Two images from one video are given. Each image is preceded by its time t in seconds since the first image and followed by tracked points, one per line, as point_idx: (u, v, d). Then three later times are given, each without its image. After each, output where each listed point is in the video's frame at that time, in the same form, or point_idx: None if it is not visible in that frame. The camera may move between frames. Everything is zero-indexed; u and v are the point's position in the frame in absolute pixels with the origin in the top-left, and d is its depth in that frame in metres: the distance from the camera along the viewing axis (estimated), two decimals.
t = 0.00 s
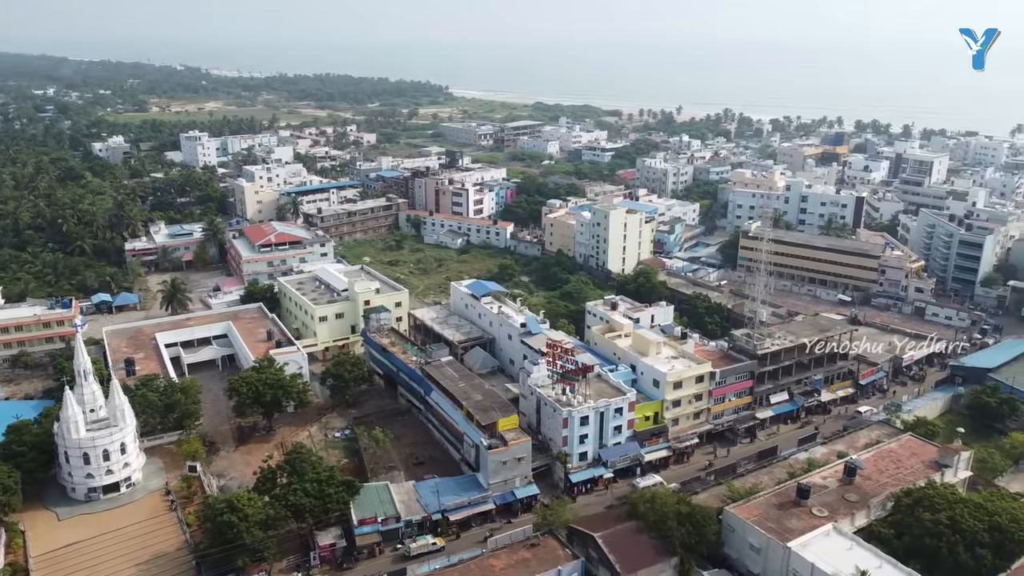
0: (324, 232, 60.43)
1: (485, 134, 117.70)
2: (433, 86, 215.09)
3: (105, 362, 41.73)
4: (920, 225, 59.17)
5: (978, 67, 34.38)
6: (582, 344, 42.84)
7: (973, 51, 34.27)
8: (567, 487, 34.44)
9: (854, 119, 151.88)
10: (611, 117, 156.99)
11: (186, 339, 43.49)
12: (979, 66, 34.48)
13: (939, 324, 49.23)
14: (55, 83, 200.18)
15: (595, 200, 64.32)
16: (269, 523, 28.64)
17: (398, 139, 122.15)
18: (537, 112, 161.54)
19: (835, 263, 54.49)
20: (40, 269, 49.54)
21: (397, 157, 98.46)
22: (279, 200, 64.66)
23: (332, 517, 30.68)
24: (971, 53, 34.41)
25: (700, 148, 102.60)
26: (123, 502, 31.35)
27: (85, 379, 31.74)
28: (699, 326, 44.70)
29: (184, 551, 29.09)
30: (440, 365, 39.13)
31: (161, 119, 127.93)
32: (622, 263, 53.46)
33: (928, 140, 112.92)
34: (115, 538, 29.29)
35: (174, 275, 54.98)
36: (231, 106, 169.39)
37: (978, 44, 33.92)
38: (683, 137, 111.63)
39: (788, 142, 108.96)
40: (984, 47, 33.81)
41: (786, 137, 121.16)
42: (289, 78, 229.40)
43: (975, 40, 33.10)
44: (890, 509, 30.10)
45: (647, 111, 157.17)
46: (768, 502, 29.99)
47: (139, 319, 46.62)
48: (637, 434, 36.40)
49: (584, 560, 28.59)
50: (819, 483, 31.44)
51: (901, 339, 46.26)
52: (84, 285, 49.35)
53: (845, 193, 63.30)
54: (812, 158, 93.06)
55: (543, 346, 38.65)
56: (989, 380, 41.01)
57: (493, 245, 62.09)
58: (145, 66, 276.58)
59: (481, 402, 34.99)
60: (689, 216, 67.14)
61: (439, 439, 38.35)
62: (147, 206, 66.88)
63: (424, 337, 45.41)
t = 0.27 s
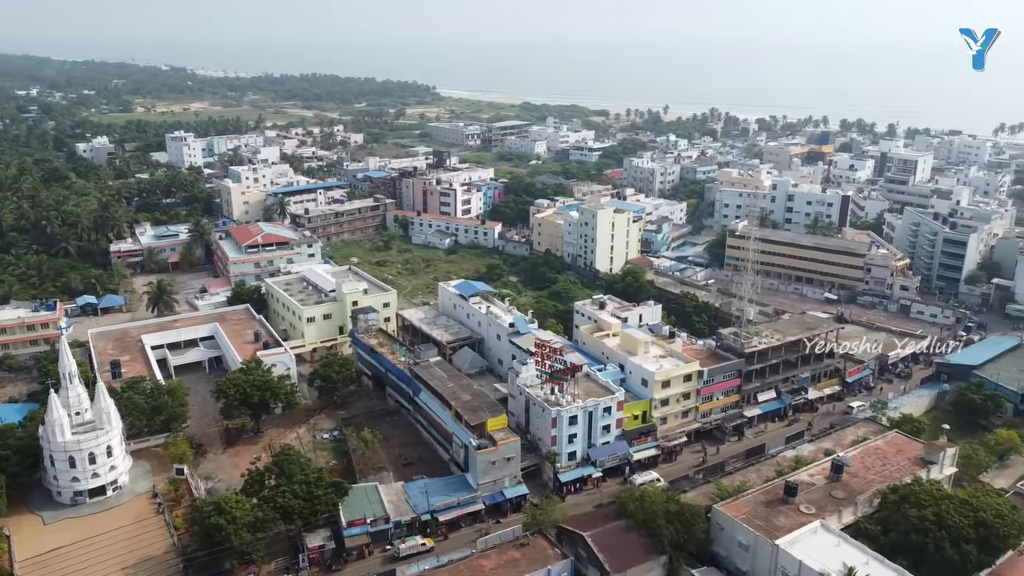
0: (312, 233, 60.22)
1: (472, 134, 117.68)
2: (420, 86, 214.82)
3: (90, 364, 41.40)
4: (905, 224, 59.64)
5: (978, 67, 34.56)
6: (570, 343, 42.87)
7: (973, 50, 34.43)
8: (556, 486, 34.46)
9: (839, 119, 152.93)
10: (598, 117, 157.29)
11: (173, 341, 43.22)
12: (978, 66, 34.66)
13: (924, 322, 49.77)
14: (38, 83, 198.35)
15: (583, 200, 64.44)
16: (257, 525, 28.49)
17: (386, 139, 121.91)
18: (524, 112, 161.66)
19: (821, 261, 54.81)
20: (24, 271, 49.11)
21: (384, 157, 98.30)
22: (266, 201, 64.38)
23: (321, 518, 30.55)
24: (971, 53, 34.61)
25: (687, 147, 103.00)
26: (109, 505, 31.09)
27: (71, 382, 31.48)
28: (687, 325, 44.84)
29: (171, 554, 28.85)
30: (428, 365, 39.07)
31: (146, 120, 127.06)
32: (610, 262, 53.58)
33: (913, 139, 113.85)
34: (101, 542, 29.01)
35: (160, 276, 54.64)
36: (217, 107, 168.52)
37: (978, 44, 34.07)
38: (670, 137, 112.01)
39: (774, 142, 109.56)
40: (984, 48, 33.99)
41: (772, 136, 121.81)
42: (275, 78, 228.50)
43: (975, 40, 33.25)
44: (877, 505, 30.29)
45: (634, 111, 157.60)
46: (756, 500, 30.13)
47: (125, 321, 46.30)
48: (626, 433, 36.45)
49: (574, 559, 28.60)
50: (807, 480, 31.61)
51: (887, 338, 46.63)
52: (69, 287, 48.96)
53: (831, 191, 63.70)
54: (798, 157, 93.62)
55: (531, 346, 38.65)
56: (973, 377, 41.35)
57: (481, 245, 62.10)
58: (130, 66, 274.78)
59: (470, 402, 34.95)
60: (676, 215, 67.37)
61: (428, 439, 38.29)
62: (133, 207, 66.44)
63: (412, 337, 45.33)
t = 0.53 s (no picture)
0: (299, 233, 60.01)
1: (459, 134, 117.62)
2: (408, 86, 214.49)
3: (75, 367, 41.06)
4: (890, 222, 60.11)
5: (979, 67, 34.77)
6: (559, 343, 42.91)
7: (975, 50, 34.68)
8: (545, 486, 34.48)
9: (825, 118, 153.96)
10: (585, 117, 157.59)
11: (159, 343, 42.94)
12: (980, 65, 34.90)
13: (909, 319, 50.15)
14: (21, 83, 196.61)
15: (571, 200, 64.54)
16: (245, 528, 28.31)
17: (373, 139, 121.66)
18: (512, 112, 161.70)
19: (808, 260, 55.10)
20: (8, 273, 48.63)
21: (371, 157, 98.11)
22: (253, 202, 64.10)
23: (309, 521, 30.40)
24: (971, 52, 34.82)
25: (674, 147, 103.35)
26: (95, 509, 30.77)
27: (55, 386, 31.22)
28: (675, 324, 44.99)
29: (159, 558, 28.58)
30: (417, 366, 38.98)
31: (130, 120, 126.21)
32: (598, 262, 53.68)
33: (897, 138, 114.68)
34: (87, 546, 28.73)
35: (146, 278, 54.30)
36: (203, 107, 167.62)
37: (979, 44, 34.32)
38: (657, 136, 112.40)
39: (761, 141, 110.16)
40: (985, 47, 34.20)
41: (759, 135, 122.45)
42: (261, 78, 227.43)
43: (976, 40, 33.53)
44: (863, 502, 30.47)
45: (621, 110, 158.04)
46: (744, 498, 30.24)
47: (110, 324, 45.97)
48: (614, 433, 36.51)
49: (563, 558, 28.60)
50: (794, 478, 31.77)
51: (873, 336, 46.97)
52: (53, 289, 48.56)
53: (817, 190, 64.06)
54: (785, 156, 94.18)
55: (520, 346, 38.67)
56: (958, 374, 41.75)
57: (469, 245, 62.08)
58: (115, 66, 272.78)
59: (459, 403, 34.91)
60: (663, 215, 67.60)
61: (417, 440, 38.22)
62: (118, 208, 65.98)
63: (400, 338, 45.22)
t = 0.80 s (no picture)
0: (286, 234, 59.81)
1: (447, 134, 117.52)
2: (396, 86, 214.12)
3: (61, 369, 40.74)
4: (877, 221, 60.54)
5: (979, 66, 34.99)
6: (548, 343, 42.93)
7: (975, 50, 34.91)
8: (535, 486, 34.48)
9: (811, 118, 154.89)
10: (573, 117, 157.85)
11: (146, 345, 42.68)
12: (979, 65, 35.13)
13: (895, 318, 50.53)
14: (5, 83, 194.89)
15: (559, 199, 64.63)
16: (234, 530, 28.13)
17: (361, 139, 121.41)
18: (499, 112, 161.73)
19: (795, 259, 55.39)
20: None
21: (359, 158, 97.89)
22: (239, 202, 63.82)
23: (299, 522, 30.25)
24: (971, 52, 35.02)
25: (662, 146, 103.68)
26: (81, 513, 30.50)
27: (41, 389, 31.00)
28: (663, 323, 45.11)
29: (147, 561, 28.26)
30: (406, 366, 38.90)
31: (116, 121, 125.43)
32: (586, 261, 53.76)
33: (883, 137, 115.51)
34: (74, 550, 28.44)
35: (132, 279, 53.98)
36: (189, 107, 166.74)
37: (979, 44, 34.52)
38: (645, 136, 112.72)
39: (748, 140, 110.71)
40: (985, 47, 34.40)
41: (746, 135, 123.03)
42: (248, 79, 226.43)
43: (976, 40, 33.74)
44: (851, 499, 30.64)
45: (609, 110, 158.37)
46: (733, 496, 30.35)
47: (96, 326, 45.66)
48: (604, 432, 36.55)
49: (553, 558, 28.60)
50: (783, 476, 31.91)
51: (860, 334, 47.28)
52: (38, 291, 48.19)
53: (803, 190, 64.43)
54: (771, 156, 94.65)
55: (509, 346, 38.67)
56: (944, 372, 42.09)
57: (457, 245, 62.05)
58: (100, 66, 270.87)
59: (448, 403, 34.86)
60: (651, 214, 67.81)
61: (406, 440, 38.15)
62: (103, 210, 65.55)
63: (389, 339, 45.13)
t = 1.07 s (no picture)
0: (274, 235, 59.60)
1: (436, 134, 117.40)
2: (382, 85, 213.89)
3: (47, 372, 40.41)
4: (864, 220, 60.92)
5: (978, 66, 35.25)
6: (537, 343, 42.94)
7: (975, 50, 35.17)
8: (525, 486, 34.47)
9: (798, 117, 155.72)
10: (561, 117, 158.06)
11: (133, 347, 42.42)
12: (979, 65, 35.40)
13: (882, 316, 50.86)
14: None
15: (548, 199, 64.68)
16: (223, 532, 27.98)
17: (349, 140, 121.11)
18: (488, 112, 161.74)
19: (783, 258, 55.66)
20: None
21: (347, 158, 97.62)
22: (227, 203, 63.54)
23: (288, 524, 30.12)
24: (971, 52, 35.24)
25: (651, 146, 103.94)
26: (69, 516, 30.24)
27: (27, 392, 30.71)
28: (652, 322, 45.21)
29: (135, 564, 28.00)
30: (395, 366, 38.80)
31: (101, 121, 124.62)
32: (575, 261, 53.82)
33: (869, 136, 116.23)
34: (61, 554, 28.16)
35: (119, 281, 53.65)
36: (175, 108, 165.80)
37: (978, 44, 34.78)
38: (633, 136, 112.95)
39: (736, 140, 111.18)
40: (985, 47, 34.66)
41: (734, 134, 123.54)
42: (235, 79, 225.46)
43: (976, 40, 34.00)
44: (840, 497, 30.79)
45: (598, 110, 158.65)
46: (723, 494, 30.45)
47: (83, 328, 45.35)
48: (594, 431, 36.59)
49: (544, 558, 28.60)
50: (772, 473, 32.03)
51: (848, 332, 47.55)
52: (23, 293, 47.82)
53: (790, 189, 64.79)
54: (759, 155, 95.07)
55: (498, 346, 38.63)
56: (931, 369, 42.40)
57: (446, 245, 61.99)
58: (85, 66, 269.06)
59: (438, 404, 34.79)
60: (640, 213, 67.98)
61: (396, 441, 38.06)
62: (89, 211, 65.12)
63: (378, 339, 45.03)
